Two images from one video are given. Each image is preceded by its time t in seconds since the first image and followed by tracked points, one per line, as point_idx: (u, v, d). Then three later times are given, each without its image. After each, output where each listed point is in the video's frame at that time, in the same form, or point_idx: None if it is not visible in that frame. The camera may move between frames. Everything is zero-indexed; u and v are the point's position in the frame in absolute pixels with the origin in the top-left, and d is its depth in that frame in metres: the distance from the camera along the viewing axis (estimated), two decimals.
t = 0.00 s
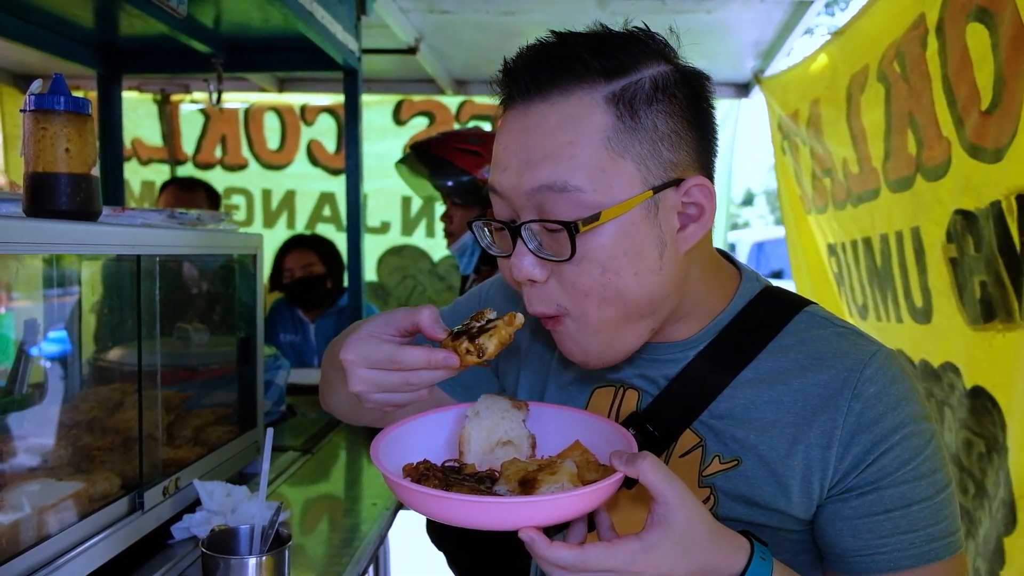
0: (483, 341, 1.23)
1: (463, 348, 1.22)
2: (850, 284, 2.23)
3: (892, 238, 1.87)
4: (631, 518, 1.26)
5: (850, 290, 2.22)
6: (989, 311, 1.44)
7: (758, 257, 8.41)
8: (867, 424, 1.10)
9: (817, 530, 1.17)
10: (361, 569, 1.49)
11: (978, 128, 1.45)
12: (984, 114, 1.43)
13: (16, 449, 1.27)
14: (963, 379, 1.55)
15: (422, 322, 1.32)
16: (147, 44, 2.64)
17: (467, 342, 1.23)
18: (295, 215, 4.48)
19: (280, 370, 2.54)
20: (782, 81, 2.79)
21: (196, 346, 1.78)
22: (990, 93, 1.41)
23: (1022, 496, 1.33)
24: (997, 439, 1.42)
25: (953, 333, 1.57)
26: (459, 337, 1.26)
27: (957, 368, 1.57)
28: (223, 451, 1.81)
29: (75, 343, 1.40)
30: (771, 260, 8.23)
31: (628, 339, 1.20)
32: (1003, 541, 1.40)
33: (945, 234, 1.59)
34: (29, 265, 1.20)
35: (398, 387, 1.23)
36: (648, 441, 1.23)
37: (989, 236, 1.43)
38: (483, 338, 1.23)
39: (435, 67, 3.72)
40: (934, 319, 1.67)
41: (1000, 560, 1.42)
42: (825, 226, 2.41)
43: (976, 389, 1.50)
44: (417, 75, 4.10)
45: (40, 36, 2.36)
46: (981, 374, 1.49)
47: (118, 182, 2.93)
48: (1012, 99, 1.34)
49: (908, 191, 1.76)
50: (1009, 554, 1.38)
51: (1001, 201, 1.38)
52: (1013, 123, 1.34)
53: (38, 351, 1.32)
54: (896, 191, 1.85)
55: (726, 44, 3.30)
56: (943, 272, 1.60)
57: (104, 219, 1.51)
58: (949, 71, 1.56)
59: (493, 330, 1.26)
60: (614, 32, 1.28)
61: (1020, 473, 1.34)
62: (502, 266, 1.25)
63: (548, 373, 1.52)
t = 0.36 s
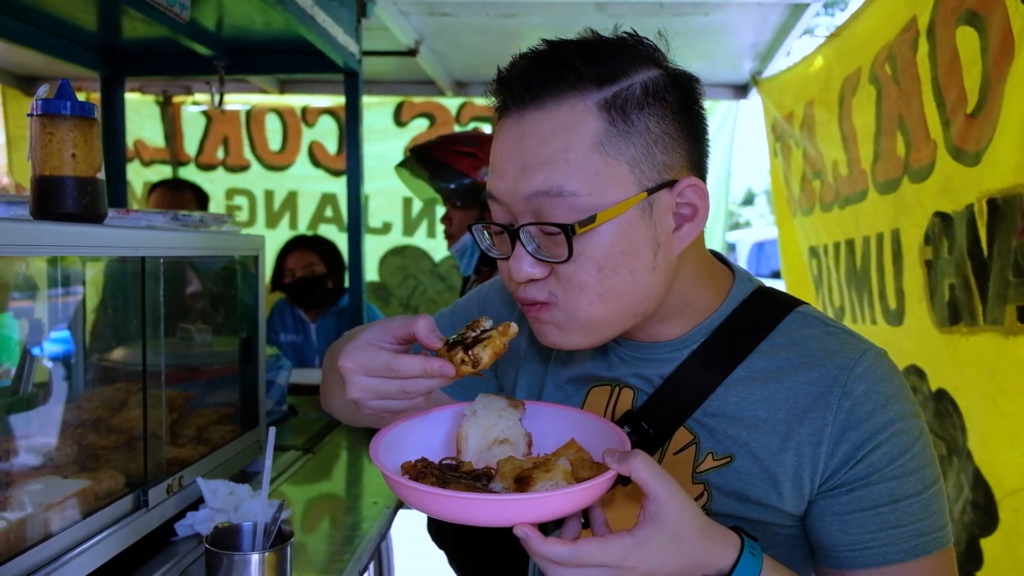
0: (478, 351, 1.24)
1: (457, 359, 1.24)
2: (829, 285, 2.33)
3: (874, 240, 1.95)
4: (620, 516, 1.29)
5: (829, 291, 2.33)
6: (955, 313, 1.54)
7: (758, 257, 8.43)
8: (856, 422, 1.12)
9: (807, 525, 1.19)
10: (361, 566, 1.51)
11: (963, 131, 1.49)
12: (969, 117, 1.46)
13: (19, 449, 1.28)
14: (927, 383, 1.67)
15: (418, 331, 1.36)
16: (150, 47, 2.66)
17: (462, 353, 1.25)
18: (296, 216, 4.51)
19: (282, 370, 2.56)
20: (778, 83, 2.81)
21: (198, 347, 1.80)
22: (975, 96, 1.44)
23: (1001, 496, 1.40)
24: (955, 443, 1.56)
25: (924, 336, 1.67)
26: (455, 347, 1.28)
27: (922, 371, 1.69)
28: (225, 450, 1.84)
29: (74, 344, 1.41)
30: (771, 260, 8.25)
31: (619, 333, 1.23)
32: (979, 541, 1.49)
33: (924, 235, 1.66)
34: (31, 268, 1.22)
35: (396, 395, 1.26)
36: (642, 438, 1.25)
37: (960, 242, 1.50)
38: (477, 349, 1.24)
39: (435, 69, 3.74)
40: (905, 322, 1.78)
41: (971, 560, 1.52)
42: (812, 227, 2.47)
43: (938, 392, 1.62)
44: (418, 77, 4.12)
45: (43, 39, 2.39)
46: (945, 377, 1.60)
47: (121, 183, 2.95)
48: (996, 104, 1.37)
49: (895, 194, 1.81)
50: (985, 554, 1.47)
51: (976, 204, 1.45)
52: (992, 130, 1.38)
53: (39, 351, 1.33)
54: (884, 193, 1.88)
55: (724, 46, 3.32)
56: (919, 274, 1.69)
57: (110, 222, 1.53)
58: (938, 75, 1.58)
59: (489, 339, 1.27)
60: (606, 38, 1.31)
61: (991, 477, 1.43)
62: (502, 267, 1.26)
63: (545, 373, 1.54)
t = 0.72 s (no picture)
0: (453, 364, 1.26)
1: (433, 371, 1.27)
2: (811, 286, 2.41)
3: (859, 241, 2.00)
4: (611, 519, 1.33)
5: (812, 292, 2.40)
6: (932, 315, 1.60)
7: (759, 258, 8.45)
8: (843, 419, 1.15)
9: (795, 520, 1.22)
10: (361, 562, 1.54)
11: (950, 134, 1.51)
12: (956, 120, 1.49)
13: (22, 449, 1.30)
14: (902, 383, 1.73)
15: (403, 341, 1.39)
16: (154, 50, 2.69)
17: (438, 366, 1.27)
18: (298, 218, 4.54)
19: (284, 370, 2.60)
20: (774, 85, 2.84)
21: (201, 348, 1.82)
22: (963, 100, 1.47)
23: (988, 493, 1.43)
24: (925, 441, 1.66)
25: (900, 336, 1.74)
26: (433, 358, 1.30)
27: (897, 372, 1.76)
28: (228, 448, 1.86)
29: (78, 345, 1.44)
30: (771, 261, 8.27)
31: (618, 329, 1.25)
32: (964, 537, 1.52)
33: (905, 236, 1.71)
34: (40, 268, 1.24)
35: (380, 402, 1.33)
36: (636, 436, 1.28)
37: (940, 242, 1.55)
38: (452, 362, 1.26)
39: (436, 72, 3.77)
40: (880, 323, 1.85)
41: (956, 556, 1.55)
42: (801, 228, 2.53)
43: (914, 393, 1.69)
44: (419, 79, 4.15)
45: (48, 43, 2.41)
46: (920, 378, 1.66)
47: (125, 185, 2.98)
48: (982, 108, 1.40)
49: (883, 196, 1.85)
50: (970, 550, 1.50)
51: (959, 206, 1.48)
52: (977, 131, 1.41)
53: (43, 352, 1.36)
54: (872, 196, 1.92)
55: (723, 48, 3.35)
56: (897, 274, 1.75)
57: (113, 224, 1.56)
58: (929, 78, 1.61)
59: (465, 352, 1.29)
60: (604, 42, 1.33)
61: (977, 474, 1.46)
62: (501, 266, 1.29)
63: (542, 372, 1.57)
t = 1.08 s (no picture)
0: (442, 369, 1.25)
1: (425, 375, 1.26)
2: (802, 287, 2.45)
3: (847, 242, 2.04)
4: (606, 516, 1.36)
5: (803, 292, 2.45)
6: (926, 316, 1.62)
7: (760, 260, 8.47)
8: (833, 418, 1.17)
9: (785, 517, 1.24)
10: (362, 557, 1.57)
11: (939, 137, 1.54)
12: (946, 123, 1.51)
13: (27, 448, 1.32)
14: (894, 385, 1.76)
15: (397, 343, 1.41)
16: (158, 53, 2.72)
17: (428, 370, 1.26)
18: (301, 219, 4.57)
19: (287, 370, 2.63)
20: (772, 88, 2.87)
21: (205, 347, 1.85)
22: (952, 104, 1.50)
23: (975, 493, 1.45)
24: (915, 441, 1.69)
25: (893, 338, 1.76)
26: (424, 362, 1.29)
27: (889, 373, 1.78)
28: (231, 446, 1.89)
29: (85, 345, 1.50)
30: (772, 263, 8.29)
31: (616, 323, 1.28)
32: (952, 536, 1.55)
33: (895, 239, 1.74)
34: (43, 270, 1.27)
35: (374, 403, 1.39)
36: (631, 432, 1.31)
37: (932, 244, 1.57)
38: (442, 366, 1.25)
39: (438, 74, 3.80)
40: (872, 324, 1.89)
41: (945, 555, 1.58)
42: (791, 230, 2.57)
43: (907, 393, 1.71)
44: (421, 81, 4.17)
45: (53, 46, 2.44)
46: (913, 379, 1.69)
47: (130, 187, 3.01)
48: (971, 113, 1.42)
49: (869, 198, 1.89)
50: (959, 549, 1.52)
51: (949, 209, 1.51)
52: (967, 135, 1.43)
53: (48, 351, 1.40)
54: (860, 197, 1.96)
55: (722, 51, 3.37)
56: (889, 276, 1.78)
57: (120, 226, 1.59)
58: (920, 81, 1.63)
59: (454, 355, 1.27)
60: (606, 44, 1.36)
61: (966, 474, 1.48)
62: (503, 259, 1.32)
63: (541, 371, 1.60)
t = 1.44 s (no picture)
0: (437, 382, 1.25)
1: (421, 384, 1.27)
2: (807, 289, 2.47)
3: (850, 244, 2.06)
4: (601, 513, 1.38)
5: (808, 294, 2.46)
6: (921, 317, 1.64)
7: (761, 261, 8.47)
8: (820, 415, 1.19)
9: (776, 514, 1.26)
10: (363, 556, 1.60)
11: (934, 140, 1.56)
12: (940, 127, 1.53)
13: (33, 449, 1.34)
14: (892, 386, 1.78)
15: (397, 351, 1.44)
16: (162, 57, 2.74)
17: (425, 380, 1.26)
18: (303, 221, 4.59)
19: (290, 371, 2.65)
20: (771, 90, 2.89)
21: (207, 349, 1.87)
22: (946, 108, 1.52)
23: (970, 493, 1.47)
24: (913, 441, 1.71)
25: (891, 339, 1.78)
26: (424, 371, 1.30)
27: (888, 374, 1.80)
28: (233, 447, 1.91)
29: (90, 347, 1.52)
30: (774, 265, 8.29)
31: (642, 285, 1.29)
32: (948, 536, 1.56)
33: (895, 241, 1.76)
34: (49, 271, 1.28)
35: (370, 405, 1.45)
36: (625, 430, 1.31)
37: (928, 248, 1.59)
38: (439, 379, 1.25)
39: (439, 77, 3.82)
40: (873, 325, 1.90)
41: (940, 554, 1.60)
42: (795, 232, 2.59)
43: (904, 393, 1.73)
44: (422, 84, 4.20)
45: (57, 50, 2.46)
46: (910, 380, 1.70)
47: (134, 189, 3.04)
48: (964, 117, 1.44)
49: (870, 199, 1.91)
50: (955, 548, 1.54)
51: (943, 211, 1.52)
52: (960, 138, 1.45)
53: (52, 353, 1.42)
54: (860, 199, 1.98)
55: (721, 54, 3.39)
56: (889, 277, 1.79)
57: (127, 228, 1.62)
58: (914, 85, 1.65)
59: (451, 371, 1.27)
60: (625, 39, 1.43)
61: (961, 475, 1.50)
62: (525, 223, 1.33)
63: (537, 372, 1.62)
